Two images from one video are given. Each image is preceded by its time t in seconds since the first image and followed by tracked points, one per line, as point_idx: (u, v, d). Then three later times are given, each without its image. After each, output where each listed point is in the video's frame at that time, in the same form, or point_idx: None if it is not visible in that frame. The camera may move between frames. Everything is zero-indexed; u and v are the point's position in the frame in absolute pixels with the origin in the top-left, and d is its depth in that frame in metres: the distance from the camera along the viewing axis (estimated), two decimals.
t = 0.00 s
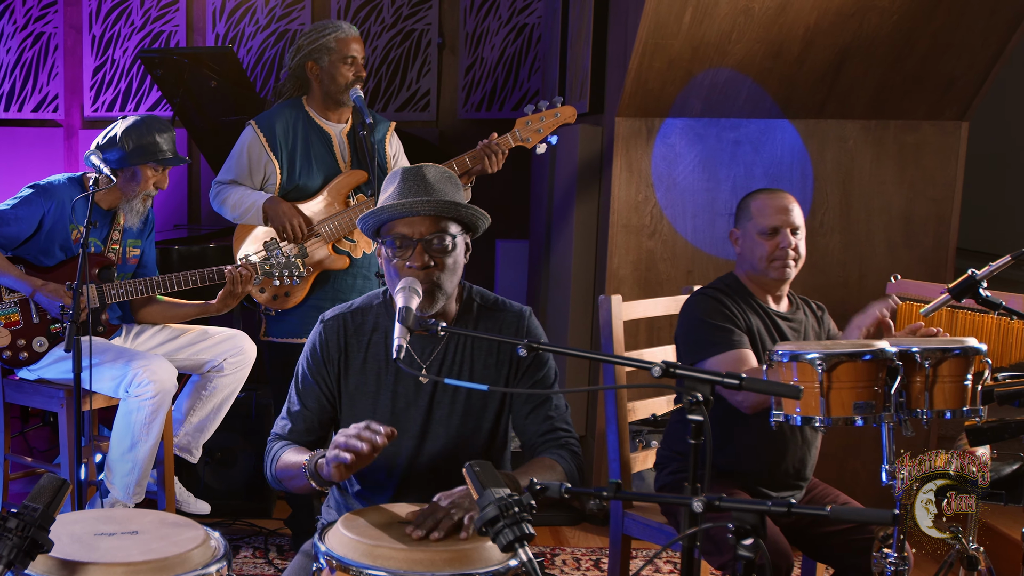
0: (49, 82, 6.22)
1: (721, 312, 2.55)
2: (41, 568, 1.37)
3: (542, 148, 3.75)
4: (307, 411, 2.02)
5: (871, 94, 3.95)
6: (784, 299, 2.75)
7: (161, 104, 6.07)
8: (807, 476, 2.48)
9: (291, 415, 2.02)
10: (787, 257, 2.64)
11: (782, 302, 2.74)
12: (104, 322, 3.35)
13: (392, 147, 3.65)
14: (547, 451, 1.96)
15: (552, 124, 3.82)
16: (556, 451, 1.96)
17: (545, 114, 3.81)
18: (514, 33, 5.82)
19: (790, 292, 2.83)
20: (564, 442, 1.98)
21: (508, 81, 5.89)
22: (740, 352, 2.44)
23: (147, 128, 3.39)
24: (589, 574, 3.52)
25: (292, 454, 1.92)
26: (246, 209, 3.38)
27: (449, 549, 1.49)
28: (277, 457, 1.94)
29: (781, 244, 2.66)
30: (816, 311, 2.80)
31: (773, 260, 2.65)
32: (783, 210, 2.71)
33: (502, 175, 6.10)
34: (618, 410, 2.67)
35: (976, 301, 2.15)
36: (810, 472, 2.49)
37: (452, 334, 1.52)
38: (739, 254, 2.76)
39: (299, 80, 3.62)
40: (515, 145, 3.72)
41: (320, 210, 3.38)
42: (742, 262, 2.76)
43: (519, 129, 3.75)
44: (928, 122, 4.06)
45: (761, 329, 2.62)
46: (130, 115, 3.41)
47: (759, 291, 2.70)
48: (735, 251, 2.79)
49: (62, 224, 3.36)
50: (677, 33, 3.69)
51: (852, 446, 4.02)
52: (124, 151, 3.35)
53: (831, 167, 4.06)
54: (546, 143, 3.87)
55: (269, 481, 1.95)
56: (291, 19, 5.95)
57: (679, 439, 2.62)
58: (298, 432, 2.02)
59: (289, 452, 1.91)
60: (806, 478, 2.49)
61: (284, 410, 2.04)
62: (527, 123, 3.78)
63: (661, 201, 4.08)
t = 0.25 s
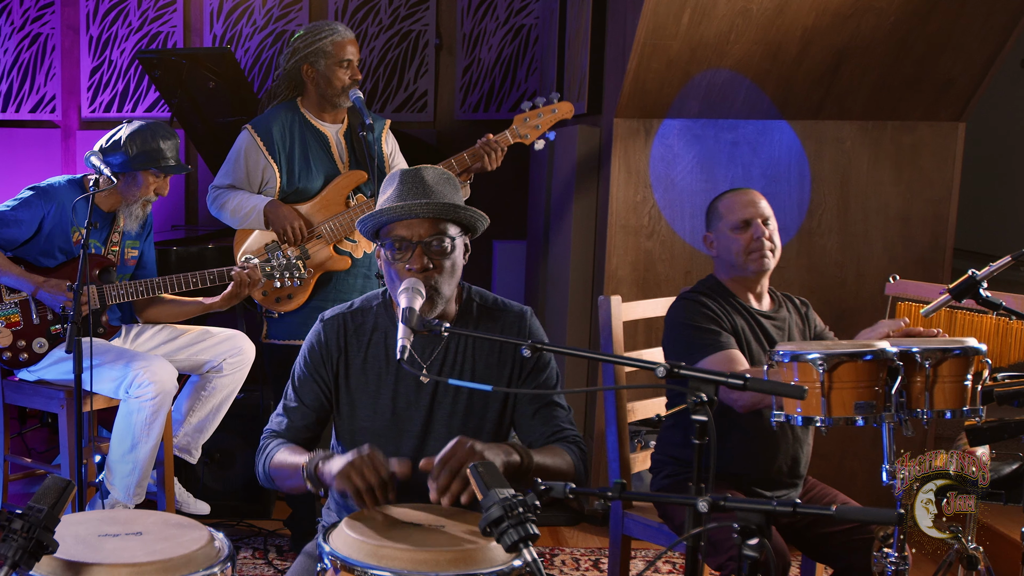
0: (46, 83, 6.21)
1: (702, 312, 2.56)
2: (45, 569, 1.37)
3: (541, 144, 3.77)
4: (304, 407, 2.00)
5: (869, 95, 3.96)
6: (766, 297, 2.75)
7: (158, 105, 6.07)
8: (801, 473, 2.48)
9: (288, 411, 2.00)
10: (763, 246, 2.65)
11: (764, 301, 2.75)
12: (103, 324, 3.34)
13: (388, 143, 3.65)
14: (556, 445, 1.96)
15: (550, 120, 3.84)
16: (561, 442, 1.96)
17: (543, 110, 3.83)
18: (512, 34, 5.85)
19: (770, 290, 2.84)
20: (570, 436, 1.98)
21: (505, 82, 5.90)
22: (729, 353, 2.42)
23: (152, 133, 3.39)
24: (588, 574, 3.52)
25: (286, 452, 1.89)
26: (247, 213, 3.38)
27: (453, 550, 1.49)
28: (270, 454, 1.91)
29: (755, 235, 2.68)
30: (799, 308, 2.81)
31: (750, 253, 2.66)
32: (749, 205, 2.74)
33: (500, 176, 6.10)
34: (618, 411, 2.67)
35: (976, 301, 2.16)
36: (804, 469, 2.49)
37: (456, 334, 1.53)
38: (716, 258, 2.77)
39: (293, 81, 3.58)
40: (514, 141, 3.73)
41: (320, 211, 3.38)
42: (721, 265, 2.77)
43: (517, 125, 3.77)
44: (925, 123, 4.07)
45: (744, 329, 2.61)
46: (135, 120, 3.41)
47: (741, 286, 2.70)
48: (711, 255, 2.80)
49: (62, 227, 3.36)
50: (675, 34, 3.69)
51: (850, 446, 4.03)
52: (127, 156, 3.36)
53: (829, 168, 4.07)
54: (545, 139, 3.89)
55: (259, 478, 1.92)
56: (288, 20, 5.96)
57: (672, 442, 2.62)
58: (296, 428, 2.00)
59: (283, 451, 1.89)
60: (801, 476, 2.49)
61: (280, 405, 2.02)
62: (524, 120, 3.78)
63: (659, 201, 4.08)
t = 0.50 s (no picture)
0: (45, 83, 6.21)
1: (688, 315, 2.56)
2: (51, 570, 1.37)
3: (539, 133, 3.79)
4: (307, 402, 1.98)
5: (868, 96, 3.97)
6: (752, 296, 2.76)
7: (157, 106, 6.07)
8: (798, 472, 2.48)
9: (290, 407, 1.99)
10: (743, 233, 2.70)
11: (750, 300, 2.75)
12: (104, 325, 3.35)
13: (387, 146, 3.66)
14: (574, 434, 1.97)
15: (548, 111, 3.84)
16: (579, 432, 1.97)
17: (540, 103, 3.82)
18: (510, 35, 5.84)
19: (756, 289, 2.84)
20: (589, 421, 1.99)
21: (504, 83, 5.90)
22: (726, 354, 2.41)
23: (152, 132, 3.40)
24: (589, 574, 3.53)
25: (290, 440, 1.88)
26: (247, 216, 3.38)
27: (459, 550, 1.49)
28: (275, 446, 1.89)
29: (733, 223, 2.73)
30: (787, 305, 2.82)
31: (733, 242, 2.70)
32: (719, 201, 2.80)
33: (499, 177, 6.10)
34: (619, 412, 2.68)
35: (978, 302, 2.15)
36: (801, 467, 2.49)
37: (461, 335, 1.54)
38: (699, 259, 2.79)
39: (289, 83, 3.59)
40: (511, 134, 3.77)
41: (320, 210, 3.39)
42: (704, 265, 2.79)
43: (515, 117, 3.79)
44: (924, 124, 4.08)
45: (735, 329, 2.61)
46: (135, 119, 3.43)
47: (731, 277, 2.71)
48: (694, 257, 2.82)
49: (64, 227, 3.35)
50: (675, 35, 3.70)
51: (849, 446, 4.04)
52: (128, 154, 3.36)
53: (828, 169, 4.07)
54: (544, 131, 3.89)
55: (263, 474, 1.91)
56: (287, 21, 5.95)
57: (670, 442, 2.62)
58: (300, 422, 1.98)
59: (288, 440, 1.88)
60: (798, 474, 2.48)
61: (284, 401, 2.00)
62: (523, 112, 3.80)
63: (659, 202, 4.09)
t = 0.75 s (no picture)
0: (43, 84, 6.20)
1: (681, 316, 2.57)
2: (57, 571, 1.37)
3: (538, 134, 3.78)
4: (303, 409, 1.99)
5: (867, 97, 3.98)
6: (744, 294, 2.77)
7: (156, 106, 6.07)
8: (796, 471, 2.49)
9: (288, 413, 2.00)
10: (732, 231, 2.71)
11: (742, 298, 2.76)
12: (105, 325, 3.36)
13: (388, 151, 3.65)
14: (558, 448, 1.96)
15: (547, 110, 3.83)
16: (562, 446, 1.96)
17: (539, 101, 3.82)
18: (509, 36, 5.84)
19: (748, 288, 2.86)
20: (574, 438, 1.98)
21: (502, 83, 5.90)
22: (721, 351, 2.40)
23: (157, 138, 3.38)
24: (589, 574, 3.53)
25: (288, 458, 1.89)
26: (246, 215, 3.37)
27: (464, 551, 1.50)
28: (272, 459, 1.91)
29: (721, 222, 2.74)
30: (779, 304, 2.84)
31: (722, 239, 2.71)
32: (704, 202, 2.81)
33: (498, 177, 6.11)
34: (620, 413, 2.68)
35: (980, 302, 2.15)
36: (799, 466, 2.50)
37: (466, 335, 1.54)
38: (689, 262, 2.80)
39: (290, 83, 3.61)
40: (511, 133, 3.79)
41: (320, 209, 3.38)
42: (695, 266, 2.79)
43: (514, 117, 3.79)
44: (923, 124, 4.09)
45: (729, 328, 2.61)
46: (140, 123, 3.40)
47: (723, 275, 2.71)
48: (684, 259, 2.82)
49: (65, 229, 3.36)
50: (675, 35, 3.71)
51: (848, 447, 4.05)
52: (132, 160, 3.34)
53: (827, 170, 4.09)
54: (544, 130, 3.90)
55: (259, 478, 1.92)
56: (286, 21, 5.95)
57: (670, 441, 2.63)
58: (295, 431, 2.00)
59: (286, 458, 1.89)
60: (796, 473, 2.49)
61: (280, 408, 2.02)
62: (522, 111, 3.80)
63: (658, 203, 4.09)
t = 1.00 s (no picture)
0: (42, 85, 6.20)
1: (683, 314, 2.57)
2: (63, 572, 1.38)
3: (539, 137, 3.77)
4: (315, 415, 1.97)
5: (866, 97, 3.98)
6: (744, 294, 2.78)
7: (155, 108, 6.06)
8: (797, 469, 2.49)
9: (301, 422, 1.96)
10: (733, 231, 2.71)
11: (741, 298, 2.77)
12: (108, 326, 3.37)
13: (388, 151, 3.66)
14: (570, 445, 1.95)
15: (548, 113, 3.83)
16: (574, 442, 1.95)
17: (541, 104, 3.83)
18: (508, 37, 5.83)
19: (747, 288, 2.87)
20: (585, 432, 1.97)
21: (501, 84, 5.89)
22: (724, 349, 2.42)
23: (158, 137, 3.39)
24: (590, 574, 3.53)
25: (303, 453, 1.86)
26: (246, 219, 3.37)
27: (469, 551, 1.50)
28: (287, 461, 1.88)
29: (722, 222, 2.75)
30: (779, 304, 2.85)
31: (724, 240, 2.71)
32: (705, 203, 2.81)
33: (497, 178, 6.12)
34: (621, 413, 2.69)
35: (982, 302, 2.15)
36: (800, 465, 2.50)
37: (472, 335, 1.54)
38: (690, 262, 2.80)
39: (292, 86, 3.61)
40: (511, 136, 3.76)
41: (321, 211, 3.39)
42: (695, 267, 2.80)
43: (516, 120, 3.78)
44: (922, 125, 4.10)
45: (729, 327, 2.62)
46: (141, 122, 3.40)
47: (723, 276, 2.72)
48: (684, 259, 2.82)
49: (66, 227, 3.36)
50: (675, 36, 3.71)
51: (847, 447, 4.05)
52: (133, 159, 3.34)
53: (826, 170, 4.09)
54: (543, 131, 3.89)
55: (280, 488, 1.89)
56: (285, 22, 5.95)
57: (671, 442, 2.64)
58: (310, 437, 1.96)
59: (300, 455, 1.86)
60: (796, 472, 2.50)
61: (292, 418, 1.99)
62: (522, 112, 3.79)
63: (658, 203, 4.09)
